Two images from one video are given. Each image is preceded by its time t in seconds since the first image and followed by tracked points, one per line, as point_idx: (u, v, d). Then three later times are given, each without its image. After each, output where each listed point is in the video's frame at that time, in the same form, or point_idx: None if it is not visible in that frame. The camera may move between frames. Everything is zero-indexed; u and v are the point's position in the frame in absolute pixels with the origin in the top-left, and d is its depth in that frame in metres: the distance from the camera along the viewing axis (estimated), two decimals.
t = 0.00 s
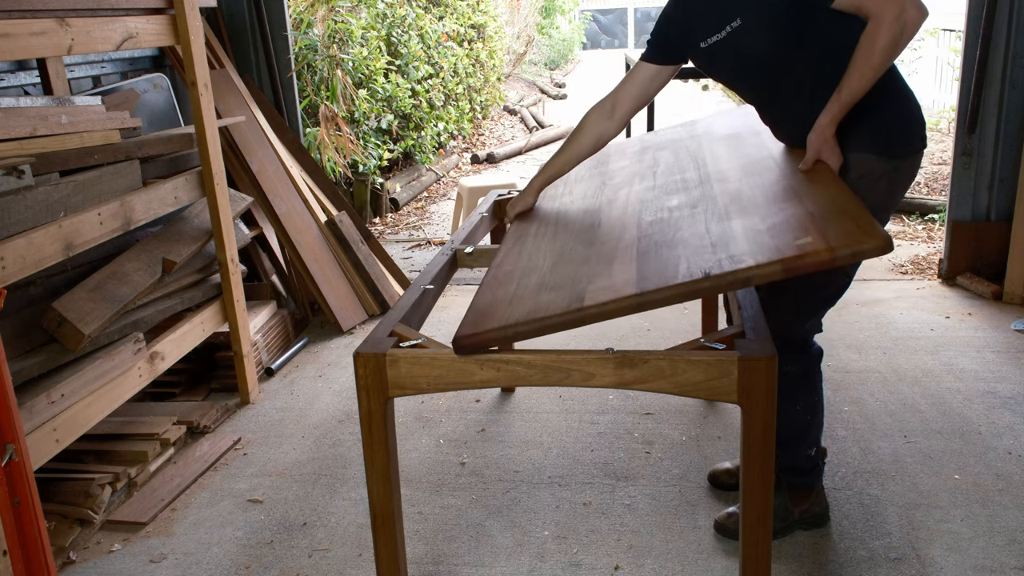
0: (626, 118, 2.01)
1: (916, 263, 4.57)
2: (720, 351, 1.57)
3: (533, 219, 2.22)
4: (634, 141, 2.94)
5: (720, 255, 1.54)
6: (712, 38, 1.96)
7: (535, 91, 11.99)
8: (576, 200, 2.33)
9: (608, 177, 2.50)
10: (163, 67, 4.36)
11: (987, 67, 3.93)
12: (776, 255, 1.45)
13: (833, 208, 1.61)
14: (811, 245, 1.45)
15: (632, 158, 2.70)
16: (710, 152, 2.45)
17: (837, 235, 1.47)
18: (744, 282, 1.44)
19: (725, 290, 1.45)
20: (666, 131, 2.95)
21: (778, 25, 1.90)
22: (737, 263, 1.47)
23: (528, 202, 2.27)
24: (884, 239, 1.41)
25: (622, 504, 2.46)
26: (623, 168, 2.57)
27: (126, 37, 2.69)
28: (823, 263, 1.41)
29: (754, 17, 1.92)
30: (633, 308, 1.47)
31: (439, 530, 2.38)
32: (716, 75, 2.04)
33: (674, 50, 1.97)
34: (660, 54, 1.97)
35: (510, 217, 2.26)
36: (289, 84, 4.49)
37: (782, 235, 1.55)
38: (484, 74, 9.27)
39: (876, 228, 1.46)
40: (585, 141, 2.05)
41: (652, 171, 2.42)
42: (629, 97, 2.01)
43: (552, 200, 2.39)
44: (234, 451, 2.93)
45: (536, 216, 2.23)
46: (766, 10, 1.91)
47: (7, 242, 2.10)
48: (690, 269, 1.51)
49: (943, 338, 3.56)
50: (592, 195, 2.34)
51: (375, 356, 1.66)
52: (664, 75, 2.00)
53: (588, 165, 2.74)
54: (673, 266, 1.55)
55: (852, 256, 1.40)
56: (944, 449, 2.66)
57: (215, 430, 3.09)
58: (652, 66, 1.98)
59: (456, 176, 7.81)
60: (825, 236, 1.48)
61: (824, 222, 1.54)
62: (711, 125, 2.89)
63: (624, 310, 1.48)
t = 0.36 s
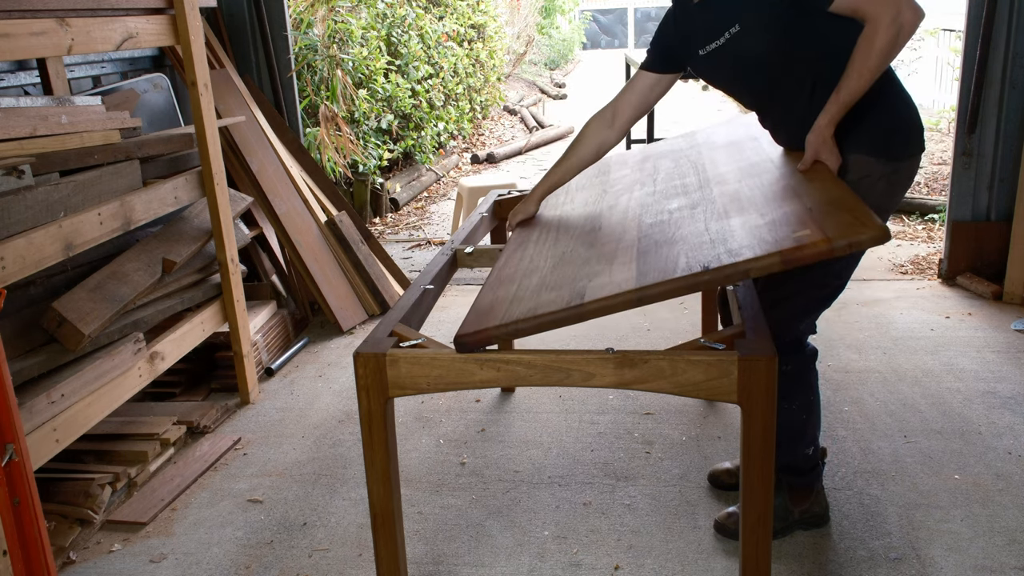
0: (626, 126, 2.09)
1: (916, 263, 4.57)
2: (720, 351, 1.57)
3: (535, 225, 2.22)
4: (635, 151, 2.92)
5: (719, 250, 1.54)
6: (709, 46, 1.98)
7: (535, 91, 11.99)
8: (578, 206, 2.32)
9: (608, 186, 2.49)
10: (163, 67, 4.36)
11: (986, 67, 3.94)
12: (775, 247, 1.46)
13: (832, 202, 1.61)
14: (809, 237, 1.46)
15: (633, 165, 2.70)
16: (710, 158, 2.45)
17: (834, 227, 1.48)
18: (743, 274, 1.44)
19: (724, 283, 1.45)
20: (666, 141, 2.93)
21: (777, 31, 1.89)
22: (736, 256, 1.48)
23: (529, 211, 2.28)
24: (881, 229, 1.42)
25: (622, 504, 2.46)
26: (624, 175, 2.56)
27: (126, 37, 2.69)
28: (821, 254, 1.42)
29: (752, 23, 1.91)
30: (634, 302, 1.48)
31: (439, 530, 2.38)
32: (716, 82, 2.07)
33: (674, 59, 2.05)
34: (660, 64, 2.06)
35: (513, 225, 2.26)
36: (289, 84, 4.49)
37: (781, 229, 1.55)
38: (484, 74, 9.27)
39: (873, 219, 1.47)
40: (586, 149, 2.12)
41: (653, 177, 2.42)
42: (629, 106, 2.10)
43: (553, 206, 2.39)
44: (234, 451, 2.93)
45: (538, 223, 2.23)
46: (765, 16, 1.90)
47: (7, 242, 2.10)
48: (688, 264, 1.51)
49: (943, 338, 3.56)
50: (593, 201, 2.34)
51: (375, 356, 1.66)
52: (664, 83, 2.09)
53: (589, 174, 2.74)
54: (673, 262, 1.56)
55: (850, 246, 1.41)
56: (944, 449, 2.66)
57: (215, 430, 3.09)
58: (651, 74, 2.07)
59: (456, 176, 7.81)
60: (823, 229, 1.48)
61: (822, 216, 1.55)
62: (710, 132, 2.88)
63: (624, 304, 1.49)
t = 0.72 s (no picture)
0: (627, 130, 2.14)
1: (916, 263, 4.57)
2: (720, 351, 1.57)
3: (535, 228, 2.22)
4: (635, 155, 2.92)
5: (719, 251, 1.55)
6: (710, 50, 1.99)
7: (535, 91, 11.97)
8: (579, 208, 2.32)
9: (609, 189, 2.48)
10: (163, 67, 4.36)
11: (986, 67, 3.94)
12: (775, 249, 1.46)
13: (832, 204, 1.61)
14: (809, 238, 1.46)
15: (634, 168, 2.69)
16: (710, 162, 2.45)
17: (834, 229, 1.48)
18: (743, 275, 1.45)
19: (725, 283, 1.45)
20: (665, 146, 2.93)
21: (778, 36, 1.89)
22: (737, 258, 1.48)
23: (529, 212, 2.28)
24: (881, 231, 1.42)
25: (622, 504, 2.46)
26: (624, 179, 2.56)
27: (126, 37, 2.69)
28: (821, 256, 1.42)
29: (752, 29, 1.91)
30: (635, 303, 1.48)
31: (439, 530, 2.38)
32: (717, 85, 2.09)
33: (673, 63, 2.10)
34: (661, 69, 2.12)
35: (513, 228, 2.25)
36: (289, 84, 4.49)
37: (781, 231, 1.55)
38: (484, 74, 9.26)
39: (873, 221, 1.47)
40: (587, 152, 2.17)
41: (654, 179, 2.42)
42: (629, 110, 2.16)
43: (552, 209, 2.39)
44: (234, 451, 2.93)
45: (538, 226, 2.23)
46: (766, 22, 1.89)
47: (7, 242, 2.10)
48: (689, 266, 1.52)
49: (943, 338, 3.56)
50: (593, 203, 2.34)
51: (375, 355, 1.66)
52: (663, 88, 2.15)
53: (589, 178, 2.73)
54: (674, 263, 1.56)
55: (850, 247, 1.41)
56: (944, 449, 2.66)
57: (215, 430, 3.09)
58: (652, 79, 2.13)
59: (456, 176, 7.81)
60: (823, 230, 1.48)
61: (822, 218, 1.55)
62: (710, 135, 2.88)
63: (624, 305, 1.49)
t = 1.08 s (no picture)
0: (630, 134, 2.11)
1: (916, 263, 4.57)
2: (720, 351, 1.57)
3: (534, 228, 2.22)
4: (636, 157, 2.92)
5: (721, 255, 1.55)
6: (712, 61, 1.98)
7: (535, 91, 11.97)
8: (579, 210, 2.32)
9: (609, 191, 2.48)
10: (163, 67, 4.36)
11: (986, 67, 3.94)
12: (776, 254, 1.46)
13: (834, 210, 1.61)
14: (811, 244, 1.46)
15: (635, 170, 2.69)
16: (710, 166, 2.45)
17: (836, 234, 1.48)
18: (745, 280, 1.45)
19: (725, 288, 1.46)
20: (666, 149, 2.92)
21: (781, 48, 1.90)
22: (738, 263, 1.48)
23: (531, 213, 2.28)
24: (882, 238, 1.42)
25: (622, 504, 2.46)
26: (624, 180, 2.57)
27: (126, 37, 2.69)
28: (822, 262, 1.42)
29: (754, 42, 1.90)
30: (636, 306, 1.48)
31: (439, 530, 2.38)
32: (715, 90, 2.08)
33: (676, 69, 2.06)
34: (664, 74, 2.08)
35: (514, 229, 2.25)
36: (289, 84, 4.49)
37: (783, 236, 1.55)
38: (484, 74, 9.26)
39: (875, 228, 1.47)
40: (591, 155, 2.15)
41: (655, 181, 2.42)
42: (633, 114, 2.12)
43: (552, 210, 2.39)
44: (234, 451, 2.93)
45: (538, 226, 2.22)
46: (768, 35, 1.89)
47: (7, 242, 2.10)
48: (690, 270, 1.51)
49: (943, 338, 3.56)
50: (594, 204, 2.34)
51: (375, 355, 1.66)
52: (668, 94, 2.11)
53: (590, 179, 2.72)
54: (675, 266, 1.56)
55: (852, 254, 1.41)
56: (944, 449, 2.66)
57: (215, 430, 3.09)
58: (656, 84, 2.09)
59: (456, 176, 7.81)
60: (824, 237, 1.48)
61: (823, 224, 1.55)
62: (711, 139, 2.89)
63: (624, 308, 1.49)
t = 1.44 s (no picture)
0: (665, 125, 2.23)
1: (916, 263, 4.57)
2: (720, 352, 1.56)
3: (536, 229, 2.22)
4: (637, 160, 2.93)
5: (723, 261, 1.55)
6: (716, 65, 1.98)
7: (535, 91, 11.97)
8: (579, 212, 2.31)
9: (610, 194, 2.48)
10: (163, 67, 4.37)
11: (986, 67, 3.94)
12: (779, 261, 1.46)
13: (836, 219, 1.61)
14: (813, 252, 1.46)
15: (636, 174, 2.69)
16: (712, 170, 2.45)
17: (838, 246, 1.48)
18: (747, 286, 1.45)
19: (727, 295, 1.46)
20: (667, 153, 2.92)
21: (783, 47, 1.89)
22: (740, 268, 1.48)
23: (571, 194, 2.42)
24: (886, 248, 1.42)
25: (622, 504, 2.46)
26: (626, 184, 2.56)
27: (127, 37, 2.69)
28: (824, 270, 1.42)
29: (754, 48, 1.90)
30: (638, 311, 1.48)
31: (439, 530, 2.38)
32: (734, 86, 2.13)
33: (690, 67, 2.11)
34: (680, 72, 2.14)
35: (518, 229, 2.26)
36: (289, 84, 4.49)
37: (786, 243, 1.55)
38: (484, 74, 9.26)
39: (881, 241, 1.46)
40: (626, 149, 2.29)
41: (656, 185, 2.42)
42: (666, 105, 2.22)
43: (553, 212, 2.39)
44: (234, 451, 2.93)
45: (539, 228, 2.22)
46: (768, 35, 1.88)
47: (7, 242, 2.10)
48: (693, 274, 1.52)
49: (943, 338, 3.56)
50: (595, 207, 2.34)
51: (375, 356, 1.66)
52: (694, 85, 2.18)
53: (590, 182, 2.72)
54: (677, 272, 1.56)
55: (854, 263, 1.42)
56: (944, 449, 2.66)
57: (215, 430, 3.09)
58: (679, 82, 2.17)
59: (456, 176, 7.82)
60: (827, 246, 1.48)
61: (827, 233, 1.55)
62: (712, 144, 2.88)
63: (626, 313, 1.49)
